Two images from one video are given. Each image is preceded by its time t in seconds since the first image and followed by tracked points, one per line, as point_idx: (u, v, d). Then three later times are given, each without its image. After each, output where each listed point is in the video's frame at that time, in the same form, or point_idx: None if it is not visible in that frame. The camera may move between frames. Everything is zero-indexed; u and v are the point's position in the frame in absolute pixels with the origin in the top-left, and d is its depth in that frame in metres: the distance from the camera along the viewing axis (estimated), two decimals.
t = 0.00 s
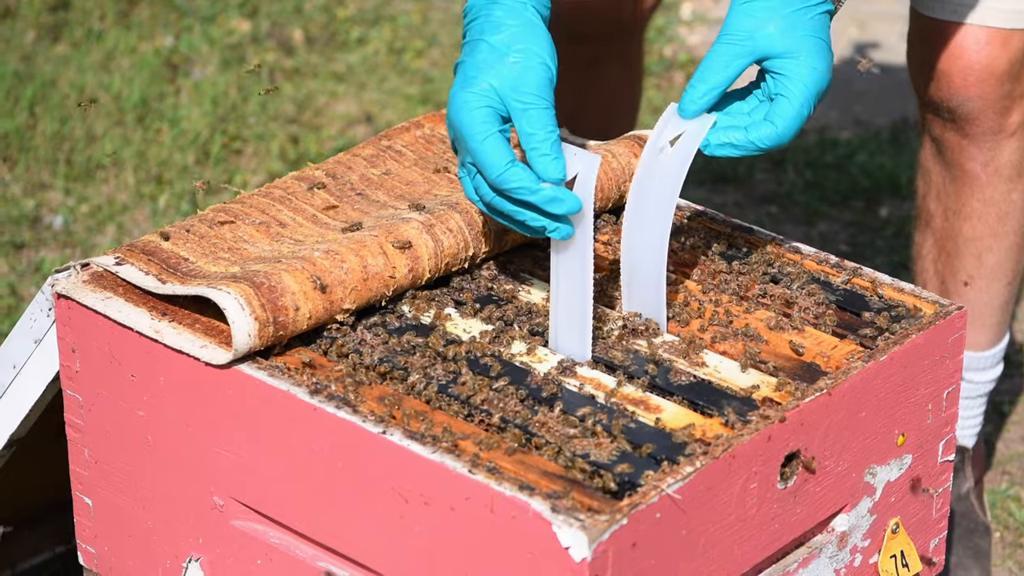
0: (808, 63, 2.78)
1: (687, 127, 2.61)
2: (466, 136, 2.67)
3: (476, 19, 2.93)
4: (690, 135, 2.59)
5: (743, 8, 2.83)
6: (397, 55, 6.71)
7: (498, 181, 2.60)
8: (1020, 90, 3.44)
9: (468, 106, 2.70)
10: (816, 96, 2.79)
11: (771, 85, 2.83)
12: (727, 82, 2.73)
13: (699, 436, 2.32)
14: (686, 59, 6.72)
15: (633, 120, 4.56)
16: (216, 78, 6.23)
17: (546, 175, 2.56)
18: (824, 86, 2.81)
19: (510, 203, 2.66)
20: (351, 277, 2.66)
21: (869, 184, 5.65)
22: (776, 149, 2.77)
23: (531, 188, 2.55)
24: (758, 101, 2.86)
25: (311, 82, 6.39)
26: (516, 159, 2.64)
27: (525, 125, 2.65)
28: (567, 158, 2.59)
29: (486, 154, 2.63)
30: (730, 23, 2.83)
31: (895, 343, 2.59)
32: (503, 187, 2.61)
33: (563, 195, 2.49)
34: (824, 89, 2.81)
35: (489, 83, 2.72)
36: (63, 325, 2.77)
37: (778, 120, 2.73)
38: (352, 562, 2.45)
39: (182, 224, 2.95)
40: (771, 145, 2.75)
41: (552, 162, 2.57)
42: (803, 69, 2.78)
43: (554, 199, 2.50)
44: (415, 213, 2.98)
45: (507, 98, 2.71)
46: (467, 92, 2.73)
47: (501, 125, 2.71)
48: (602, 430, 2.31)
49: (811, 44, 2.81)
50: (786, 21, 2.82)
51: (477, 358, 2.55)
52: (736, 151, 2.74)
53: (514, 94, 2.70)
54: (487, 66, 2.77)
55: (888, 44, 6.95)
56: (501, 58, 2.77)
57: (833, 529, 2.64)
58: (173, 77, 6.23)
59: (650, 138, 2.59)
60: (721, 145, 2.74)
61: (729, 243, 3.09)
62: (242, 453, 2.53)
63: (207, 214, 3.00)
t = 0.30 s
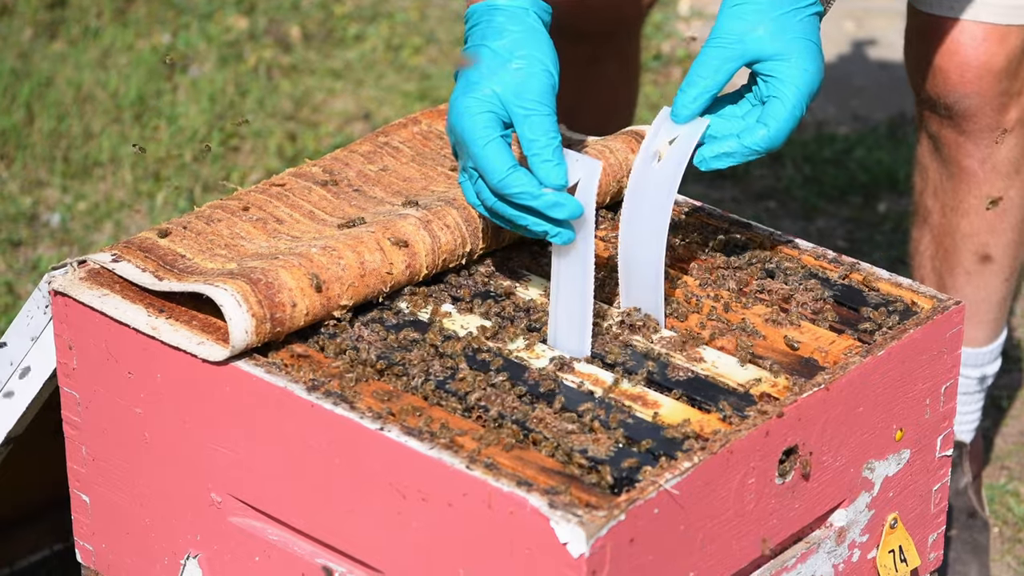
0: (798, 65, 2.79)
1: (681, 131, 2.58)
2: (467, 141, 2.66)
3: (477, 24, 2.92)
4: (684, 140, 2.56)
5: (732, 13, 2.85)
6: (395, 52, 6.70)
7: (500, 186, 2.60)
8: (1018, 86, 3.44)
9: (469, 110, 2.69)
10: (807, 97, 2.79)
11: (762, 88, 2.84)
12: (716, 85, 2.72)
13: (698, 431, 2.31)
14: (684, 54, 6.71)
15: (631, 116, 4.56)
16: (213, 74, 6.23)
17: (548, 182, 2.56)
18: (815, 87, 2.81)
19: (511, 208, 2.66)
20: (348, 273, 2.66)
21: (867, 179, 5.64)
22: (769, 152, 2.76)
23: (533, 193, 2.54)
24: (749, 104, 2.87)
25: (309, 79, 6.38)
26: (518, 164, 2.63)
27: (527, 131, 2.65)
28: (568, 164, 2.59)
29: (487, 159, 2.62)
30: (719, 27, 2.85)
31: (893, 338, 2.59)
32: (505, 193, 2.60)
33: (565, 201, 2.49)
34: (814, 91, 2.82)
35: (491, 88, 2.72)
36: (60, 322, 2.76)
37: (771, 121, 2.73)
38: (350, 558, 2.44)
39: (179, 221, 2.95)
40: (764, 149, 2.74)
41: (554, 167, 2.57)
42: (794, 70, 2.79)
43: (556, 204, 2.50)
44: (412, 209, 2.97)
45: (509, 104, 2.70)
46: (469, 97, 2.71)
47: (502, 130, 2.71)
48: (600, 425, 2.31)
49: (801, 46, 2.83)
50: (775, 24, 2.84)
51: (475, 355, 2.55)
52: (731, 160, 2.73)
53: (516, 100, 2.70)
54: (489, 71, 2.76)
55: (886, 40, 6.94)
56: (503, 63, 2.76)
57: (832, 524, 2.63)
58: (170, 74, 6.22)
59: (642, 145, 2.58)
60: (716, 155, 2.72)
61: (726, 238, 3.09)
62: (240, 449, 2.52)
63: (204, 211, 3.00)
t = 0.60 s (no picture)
0: (793, 54, 2.79)
1: (674, 119, 2.53)
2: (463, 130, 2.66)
3: (472, 15, 2.94)
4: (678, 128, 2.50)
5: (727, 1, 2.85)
6: (394, 46, 6.69)
7: (496, 176, 2.60)
8: (1016, 81, 3.43)
9: (465, 99, 2.69)
10: (799, 85, 2.78)
11: (754, 76, 2.83)
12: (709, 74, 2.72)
13: (697, 426, 2.31)
14: (683, 49, 6.70)
15: (630, 110, 4.55)
16: (212, 69, 6.22)
17: (544, 172, 2.55)
18: (808, 77, 2.81)
19: (507, 199, 2.66)
20: (347, 267, 2.65)
21: (866, 174, 5.64)
22: (753, 136, 2.74)
23: (529, 183, 2.54)
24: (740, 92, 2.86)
25: (308, 73, 6.37)
26: (513, 155, 2.63)
27: (523, 121, 2.63)
28: (564, 155, 2.57)
29: (484, 149, 2.62)
30: (714, 16, 2.85)
31: (893, 332, 2.59)
32: (500, 183, 2.60)
33: (561, 191, 2.46)
34: (808, 80, 2.81)
35: (487, 77, 2.71)
36: (59, 316, 2.76)
37: (755, 105, 2.71)
38: (349, 552, 2.44)
39: (178, 215, 2.94)
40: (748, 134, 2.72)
41: (550, 158, 2.56)
42: (788, 58, 2.78)
43: (551, 195, 2.48)
44: (410, 203, 2.97)
45: (505, 93, 2.69)
46: (465, 86, 2.71)
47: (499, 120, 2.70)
48: (599, 419, 2.31)
49: (796, 35, 2.82)
50: (770, 13, 2.83)
51: (474, 348, 2.54)
52: (714, 148, 2.69)
53: (513, 90, 2.69)
54: (486, 61, 2.76)
55: (885, 35, 6.94)
56: (500, 53, 2.76)
57: (831, 519, 2.64)
58: (169, 68, 6.21)
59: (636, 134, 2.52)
60: (701, 144, 2.68)
61: (726, 232, 3.09)
62: (239, 444, 2.52)
63: (203, 205, 2.99)
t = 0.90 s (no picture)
0: (787, 71, 2.78)
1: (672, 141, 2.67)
2: (468, 150, 2.65)
3: (477, 31, 2.85)
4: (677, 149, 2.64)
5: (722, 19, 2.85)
6: (396, 42, 6.68)
7: (499, 198, 2.61)
8: (1020, 78, 3.43)
9: (470, 120, 2.67)
10: (791, 101, 2.77)
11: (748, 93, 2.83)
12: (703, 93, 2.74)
13: (700, 423, 2.31)
14: (685, 45, 6.70)
15: (632, 106, 4.55)
16: (213, 64, 6.21)
17: (547, 194, 2.57)
18: (802, 94, 2.79)
19: (508, 218, 2.68)
20: (350, 264, 2.65)
21: (868, 170, 5.63)
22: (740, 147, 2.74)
23: (532, 206, 2.56)
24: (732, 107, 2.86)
25: (310, 69, 6.37)
26: (516, 175, 2.64)
27: (527, 142, 2.63)
28: (566, 176, 2.60)
29: (487, 171, 2.63)
30: (709, 34, 2.85)
31: (895, 329, 2.58)
32: (503, 204, 2.62)
33: (563, 214, 2.49)
34: (801, 98, 2.80)
35: (492, 98, 2.69)
36: (61, 312, 2.76)
37: (743, 115, 2.71)
38: (351, 548, 2.44)
39: (180, 211, 2.94)
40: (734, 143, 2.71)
41: (552, 180, 2.58)
42: (782, 75, 2.77)
43: (554, 217, 2.50)
44: (413, 200, 2.97)
45: (510, 114, 2.68)
46: (470, 106, 2.69)
47: (502, 140, 2.69)
48: (601, 416, 2.30)
49: (791, 53, 2.81)
50: (764, 31, 2.82)
51: (476, 345, 2.54)
52: (702, 157, 2.63)
53: (518, 111, 2.68)
54: (491, 80, 2.72)
55: (887, 31, 6.93)
56: (505, 73, 2.72)
57: (834, 516, 2.64)
58: (171, 64, 6.21)
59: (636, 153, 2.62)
60: (691, 156, 2.60)
61: (728, 229, 3.08)
62: (241, 440, 2.52)
63: (205, 201, 2.99)
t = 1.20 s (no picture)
0: (786, 96, 2.79)
1: (671, 164, 2.69)
2: (471, 158, 2.66)
3: (479, 40, 2.88)
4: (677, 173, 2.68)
5: (719, 46, 2.86)
6: (397, 40, 6.68)
7: (503, 206, 2.61)
8: (1021, 78, 3.42)
9: (474, 128, 2.68)
10: (791, 127, 2.79)
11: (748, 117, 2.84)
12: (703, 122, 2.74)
13: (701, 421, 2.31)
14: (686, 43, 6.69)
15: (633, 104, 4.55)
16: (214, 62, 6.21)
17: (550, 202, 2.57)
18: (801, 119, 2.81)
19: (512, 227, 2.66)
20: (351, 262, 2.65)
21: (869, 169, 5.63)
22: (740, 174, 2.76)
23: (535, 214, 2.55)
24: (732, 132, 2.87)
25: (311, 66, 6.37)
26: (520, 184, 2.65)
27: (531, 151, 2.64)
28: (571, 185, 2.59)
29: (491, 180, 2.63)
30: (708, 60, 2.85)
31: (896, 328, 2.58)
32: (507, 213, 2.62)
33: (566, 221, 2.48)
34: (800, 122, 2.82)
35: (496, 107, 2.71)
36: (62, 310, 2.76)
37: (743, 142, 2.73)
38: (352, 547, 2.44)
39: (180, 209, 2.94)
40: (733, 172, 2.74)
41: (556, 188, 2.58)
42: (781, 100, 2.79)
43: (558, 225, 2.48)
44: (414, 198, 2.96)
45: (514, 123, 2.69)
46: (473, 114, 2.71)
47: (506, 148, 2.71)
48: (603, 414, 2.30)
49: (790, 77, 2.82)
50: (762, 56, 2.83)
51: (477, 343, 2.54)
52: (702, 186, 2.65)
53: (522, 120, 2.69)
54: (494, 89, 2.75)
55: (888, 30, 6.93)
56: (509, 82, 2.74)
57: (834, 515, 2.64)
58: (172, 61, 6.21)
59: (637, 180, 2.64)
60: (691, 184, 2.61)
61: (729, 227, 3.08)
62: (241, 438, 2.52)
63: (206, 198, 2.99)
